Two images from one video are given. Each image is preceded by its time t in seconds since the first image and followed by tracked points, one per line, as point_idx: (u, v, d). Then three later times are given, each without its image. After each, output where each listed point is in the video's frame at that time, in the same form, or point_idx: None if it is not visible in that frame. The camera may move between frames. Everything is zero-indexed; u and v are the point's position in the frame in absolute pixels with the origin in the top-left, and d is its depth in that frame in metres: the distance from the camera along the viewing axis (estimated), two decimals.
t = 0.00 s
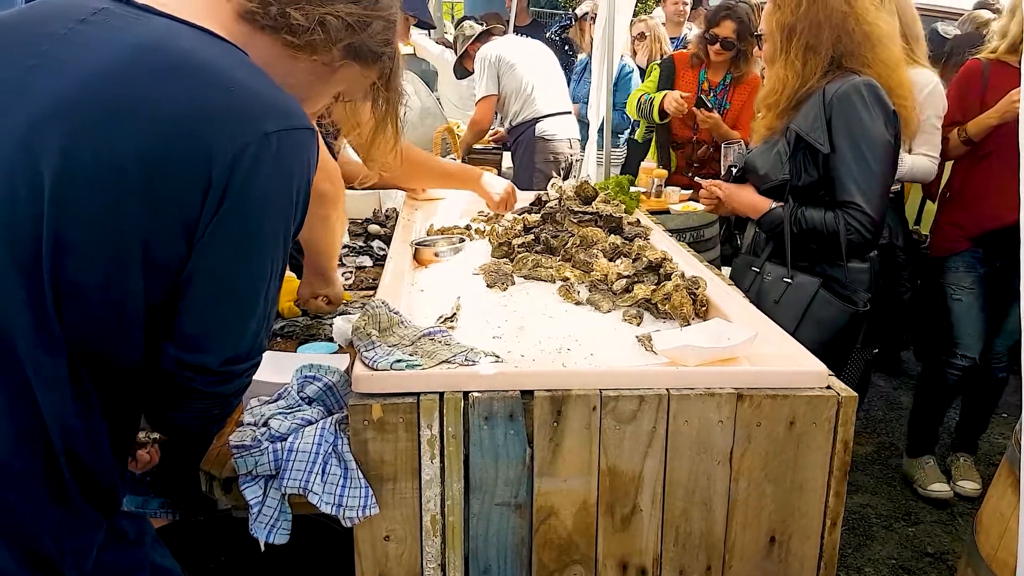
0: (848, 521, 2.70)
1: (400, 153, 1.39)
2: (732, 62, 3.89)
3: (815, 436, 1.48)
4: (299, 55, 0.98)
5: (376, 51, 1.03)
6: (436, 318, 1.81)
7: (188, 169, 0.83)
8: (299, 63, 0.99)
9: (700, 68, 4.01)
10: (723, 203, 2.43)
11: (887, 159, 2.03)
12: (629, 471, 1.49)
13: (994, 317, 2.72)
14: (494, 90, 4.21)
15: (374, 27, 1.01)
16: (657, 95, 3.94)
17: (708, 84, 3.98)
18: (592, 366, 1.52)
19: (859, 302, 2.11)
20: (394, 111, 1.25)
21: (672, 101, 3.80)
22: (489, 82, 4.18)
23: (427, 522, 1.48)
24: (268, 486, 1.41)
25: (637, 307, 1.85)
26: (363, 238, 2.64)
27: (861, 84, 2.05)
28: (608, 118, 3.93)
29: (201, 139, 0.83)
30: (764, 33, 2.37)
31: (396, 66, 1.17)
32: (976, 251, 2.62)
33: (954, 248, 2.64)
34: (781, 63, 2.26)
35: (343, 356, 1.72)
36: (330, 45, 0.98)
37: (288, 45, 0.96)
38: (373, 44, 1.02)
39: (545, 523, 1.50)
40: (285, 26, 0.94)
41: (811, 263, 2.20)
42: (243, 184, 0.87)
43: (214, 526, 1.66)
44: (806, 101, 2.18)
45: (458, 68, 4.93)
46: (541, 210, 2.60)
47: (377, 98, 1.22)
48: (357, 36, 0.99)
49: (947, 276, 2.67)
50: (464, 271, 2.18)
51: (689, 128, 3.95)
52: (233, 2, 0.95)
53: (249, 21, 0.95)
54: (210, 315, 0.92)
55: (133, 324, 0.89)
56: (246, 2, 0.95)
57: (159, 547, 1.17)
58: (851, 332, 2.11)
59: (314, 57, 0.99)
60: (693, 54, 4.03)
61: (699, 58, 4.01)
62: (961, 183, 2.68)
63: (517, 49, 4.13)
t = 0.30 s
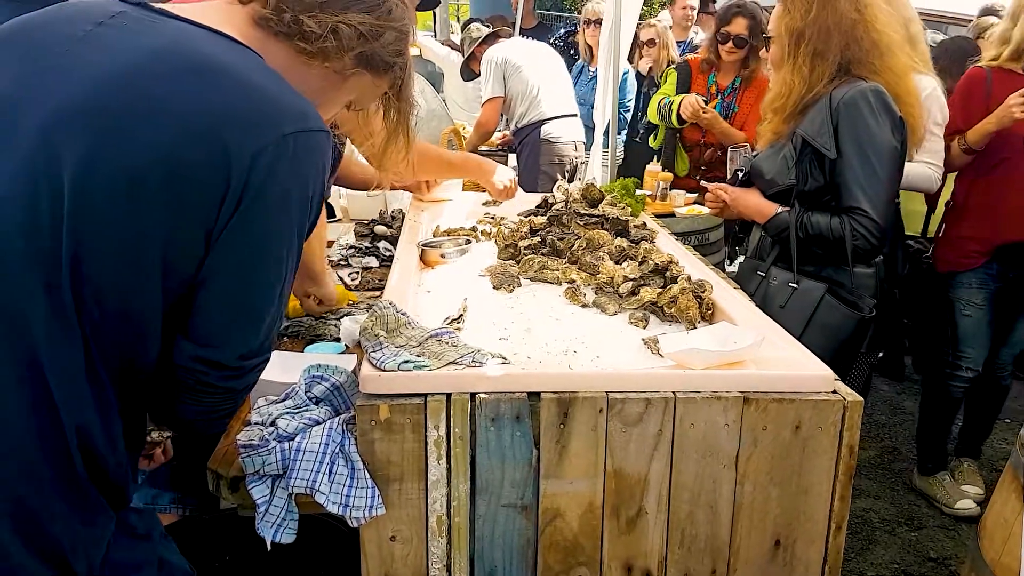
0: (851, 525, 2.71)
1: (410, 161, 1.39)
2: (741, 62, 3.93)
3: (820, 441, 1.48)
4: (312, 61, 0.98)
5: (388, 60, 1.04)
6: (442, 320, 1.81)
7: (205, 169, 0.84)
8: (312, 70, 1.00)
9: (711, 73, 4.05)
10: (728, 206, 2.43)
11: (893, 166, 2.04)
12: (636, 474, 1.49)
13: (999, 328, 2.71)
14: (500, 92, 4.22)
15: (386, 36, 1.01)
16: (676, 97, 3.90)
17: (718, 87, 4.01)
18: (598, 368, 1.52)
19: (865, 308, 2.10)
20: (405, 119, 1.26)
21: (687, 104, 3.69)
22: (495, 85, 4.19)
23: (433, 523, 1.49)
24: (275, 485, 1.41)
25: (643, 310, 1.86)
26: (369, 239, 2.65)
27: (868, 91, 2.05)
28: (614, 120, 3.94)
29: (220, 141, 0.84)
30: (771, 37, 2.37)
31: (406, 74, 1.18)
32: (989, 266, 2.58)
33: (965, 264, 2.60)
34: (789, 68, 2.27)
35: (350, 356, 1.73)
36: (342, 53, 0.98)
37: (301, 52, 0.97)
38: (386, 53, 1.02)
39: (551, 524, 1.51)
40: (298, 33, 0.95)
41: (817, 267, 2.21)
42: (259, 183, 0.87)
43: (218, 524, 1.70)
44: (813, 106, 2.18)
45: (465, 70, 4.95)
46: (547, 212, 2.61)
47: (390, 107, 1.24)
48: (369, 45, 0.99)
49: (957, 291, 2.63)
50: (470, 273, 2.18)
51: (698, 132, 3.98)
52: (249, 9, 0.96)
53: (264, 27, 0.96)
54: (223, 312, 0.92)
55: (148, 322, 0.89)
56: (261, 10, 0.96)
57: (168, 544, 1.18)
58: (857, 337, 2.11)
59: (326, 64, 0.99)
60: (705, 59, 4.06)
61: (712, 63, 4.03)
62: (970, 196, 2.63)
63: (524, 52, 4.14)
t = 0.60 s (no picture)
0: (855, 526, 2.70)
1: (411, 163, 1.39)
2: (749, 62, 3.92)
3: (825, 440, 1.48)
4: (317, 66, 0.99)
5: (391, 65, 1.04)
6: (446, 321, 1.82)
7: (216, 170, 0.84)
8: (317, 74, 1.01)
9: (715, 73, 4.06)
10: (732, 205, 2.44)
11: (898, 168, 2.05)
12: (640, 475, 1.49)
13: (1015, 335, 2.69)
14: (503, 94, 4.23)
15: (389, 41, 1.01)
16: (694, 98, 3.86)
17: (723, 87, 4.05)
18: (602, 369, 1.52)
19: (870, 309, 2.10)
20: (408, 124, 1.27)
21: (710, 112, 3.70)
22: (498, 87, 4.20)
23: (439, 524, 1.49)
24: (281, 487, 1.42)
25: (647, 311, 1.86)
26: (373, 241, 2.65)
27: (874, 92, 2.05)
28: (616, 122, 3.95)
29: (230, 143, 0.84)
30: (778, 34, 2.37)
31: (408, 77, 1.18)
32: (1002, 274, 2.57)
33: (980, 271, 2.58)
34: (797, 65, 2.26)
35: (355, 358, 1.73)
36: (346, 57, 0.98)
37: (306, 56, 0.97)
38: (389, 58, 1.03)
39: (556, 525, 1.51)
40: (303, 38, 0.96)
41: (820, 267, 2.22)
42: (269, 184, 0.88)
43: (224, 525, 1.68)
44: (820, 105, 2.19)
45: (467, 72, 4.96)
46: (551, 213, 2.61)
47: (393, 113, 1.24)
48: (373, 49, 0.99)
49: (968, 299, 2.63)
50: (474, 274, 2.19)
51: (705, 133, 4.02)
52: (255, 14, 0.97)
53: (269, 33, 0.96)
54: (235, 311, 0.93)
55: (160, 321, 0.90)
56: (266, 15, 0.96)
57: (176, 541, 1.19)
58: (863, 338, 2.11)
59: (331, 68, 0.99)
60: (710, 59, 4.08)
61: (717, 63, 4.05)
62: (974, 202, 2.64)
63: (526, 55, 4.14)
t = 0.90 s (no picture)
0: (857, 527, 2.70)
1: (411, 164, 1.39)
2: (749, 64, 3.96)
3: (828, 441, 1.49)
4: (321, 69, 0.99)
5: (392, 68, 1.04)
6: (449, 323, 1.82)
7: (225, 171, 0.85)
8: (322, 78, 1.01)
9: (716, 73, 4.07)
10: (734, 202, 2.47)
11: (905, 175, 2.07)
12: (643, 476, 1.49)
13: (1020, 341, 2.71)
14: (505, 96, 4.23)
15: (391, 45, 1.02)
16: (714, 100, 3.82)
17: (723, 87, 4.05)
18: (604, 369, 1.53)
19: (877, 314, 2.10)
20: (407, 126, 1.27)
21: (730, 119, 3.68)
22: (500, 89, 4.20)
23: (442, 525, 1.49)
24: (285, 487, 1.42)
25: (649, 312, 1.87)
26: (375, 243, 2.66)
27: (886, 98, 2.06)
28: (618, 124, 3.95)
29: (238, 143, 0.85)
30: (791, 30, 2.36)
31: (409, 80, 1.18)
32: (1017, 281, 2.58)
33: (997, 276, 2.58)
34: (813, 61, 2.25)
35: (358, 359, 1.74)
36: (350, 61, 0.99)
37: (311, 60, 0.98)
38: (391, 61, 1.03)
39: (559, 526, 1.51)
40: (308, 42, 0.96)
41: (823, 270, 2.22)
42: (277, 184, 0.88)
43: (229, 526, 1.69)
44: (834, 105, 2.18)
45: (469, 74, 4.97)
46: (553, 215, 2.62)
47: (392, 116, 1.25)
48: (376, 53, 1.00)
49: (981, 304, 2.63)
50: (476, 275, 2.20)
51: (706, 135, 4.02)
52: (259, 18, 0.97)
53: (274, 36, 0.97)
54: (244, 308, 0.93)
55: (170, 319, 0.90)
56: (271, 19, 0.97)
57: (182, 538, 1.18)
58: (870, 342, 2.11)
59: (335, 72, 1.00)
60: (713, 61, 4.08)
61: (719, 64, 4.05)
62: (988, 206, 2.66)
63: (528, 57, 4.15)
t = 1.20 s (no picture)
0: (863, 530, 2.69)
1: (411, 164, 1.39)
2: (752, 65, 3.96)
3: (834, 443, 1.48)
4: (327, 70, 1.00)
5: (395, 68, 1.05)
6: (454, 324, 1.82)
7: (232, 170, 0.85)
8: (327, 79, 1.02)
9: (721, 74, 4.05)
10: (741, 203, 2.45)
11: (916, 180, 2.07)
12: (647, 478, 1.49)
13: None
14: (509, 97, 4.24)
15: (395, 45, 1.02)
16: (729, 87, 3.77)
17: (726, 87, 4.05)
18: (608, 371, 1.53)
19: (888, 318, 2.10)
20: (409, 125, 1.27)
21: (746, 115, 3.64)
22: (504, 90, 4.21)
23: (447, 526, 1.49)
24: (291, 488, 1.43)
25: (654, 314, 1.87)
26: (380, 244, 2.66)
27: (900, 102, 2.06)
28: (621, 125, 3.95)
29: (245, 142, 0.85)
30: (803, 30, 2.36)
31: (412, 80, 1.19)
32: None
33: None
34: (825, 61, 2.24)
35: (363, 360, 1.74)
36: (356, 61, 0.99)
37: (317, 61, 0.98)
38: (394, 61, 1.03)
39: (564, 527, 1.51)
40: (315, 43, 0.97)
41: (831, 272, 2.22)
42: (284, 182, 0.89)
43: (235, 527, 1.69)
44: (845, 109, 2.18)
45: (472, 76, 4.99)
46: (557, 216, 2.63)
47: (393, 114, 1.25)
48: (381, 53, 1.00)
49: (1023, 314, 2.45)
50: (481, 277, 2.20)
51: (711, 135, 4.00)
52: (265, 19, 0.98)
53: (280, 38, 0.97)
54: (250, 305, 0.94)
55: (177, 316, 0.90)
56: (277, 21, 0.97)
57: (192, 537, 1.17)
58: (878, 347, 2.10)
59: (341, 73, 1.00)
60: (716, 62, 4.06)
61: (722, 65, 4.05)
62: None
63: (532, 58, 4.15)
